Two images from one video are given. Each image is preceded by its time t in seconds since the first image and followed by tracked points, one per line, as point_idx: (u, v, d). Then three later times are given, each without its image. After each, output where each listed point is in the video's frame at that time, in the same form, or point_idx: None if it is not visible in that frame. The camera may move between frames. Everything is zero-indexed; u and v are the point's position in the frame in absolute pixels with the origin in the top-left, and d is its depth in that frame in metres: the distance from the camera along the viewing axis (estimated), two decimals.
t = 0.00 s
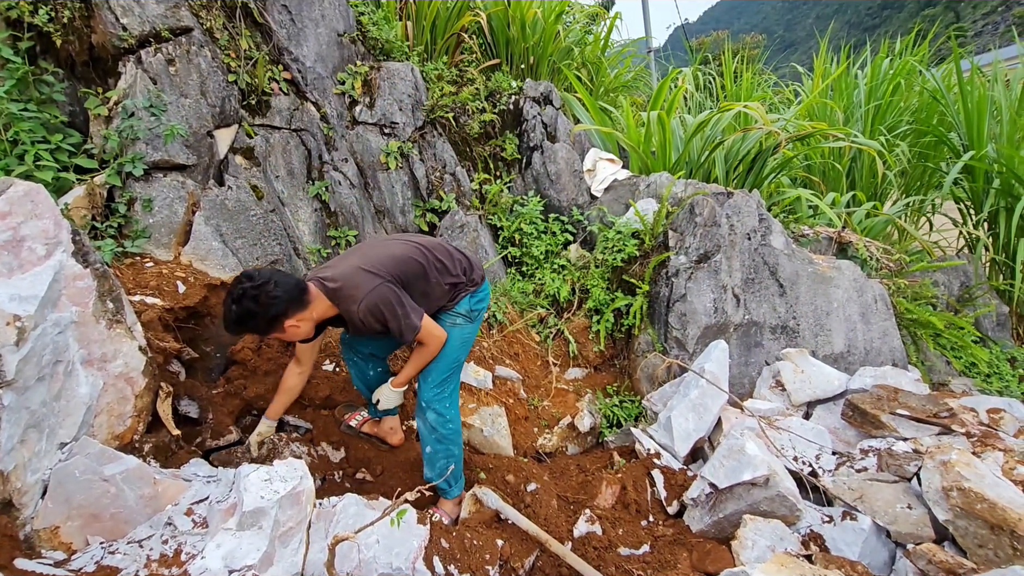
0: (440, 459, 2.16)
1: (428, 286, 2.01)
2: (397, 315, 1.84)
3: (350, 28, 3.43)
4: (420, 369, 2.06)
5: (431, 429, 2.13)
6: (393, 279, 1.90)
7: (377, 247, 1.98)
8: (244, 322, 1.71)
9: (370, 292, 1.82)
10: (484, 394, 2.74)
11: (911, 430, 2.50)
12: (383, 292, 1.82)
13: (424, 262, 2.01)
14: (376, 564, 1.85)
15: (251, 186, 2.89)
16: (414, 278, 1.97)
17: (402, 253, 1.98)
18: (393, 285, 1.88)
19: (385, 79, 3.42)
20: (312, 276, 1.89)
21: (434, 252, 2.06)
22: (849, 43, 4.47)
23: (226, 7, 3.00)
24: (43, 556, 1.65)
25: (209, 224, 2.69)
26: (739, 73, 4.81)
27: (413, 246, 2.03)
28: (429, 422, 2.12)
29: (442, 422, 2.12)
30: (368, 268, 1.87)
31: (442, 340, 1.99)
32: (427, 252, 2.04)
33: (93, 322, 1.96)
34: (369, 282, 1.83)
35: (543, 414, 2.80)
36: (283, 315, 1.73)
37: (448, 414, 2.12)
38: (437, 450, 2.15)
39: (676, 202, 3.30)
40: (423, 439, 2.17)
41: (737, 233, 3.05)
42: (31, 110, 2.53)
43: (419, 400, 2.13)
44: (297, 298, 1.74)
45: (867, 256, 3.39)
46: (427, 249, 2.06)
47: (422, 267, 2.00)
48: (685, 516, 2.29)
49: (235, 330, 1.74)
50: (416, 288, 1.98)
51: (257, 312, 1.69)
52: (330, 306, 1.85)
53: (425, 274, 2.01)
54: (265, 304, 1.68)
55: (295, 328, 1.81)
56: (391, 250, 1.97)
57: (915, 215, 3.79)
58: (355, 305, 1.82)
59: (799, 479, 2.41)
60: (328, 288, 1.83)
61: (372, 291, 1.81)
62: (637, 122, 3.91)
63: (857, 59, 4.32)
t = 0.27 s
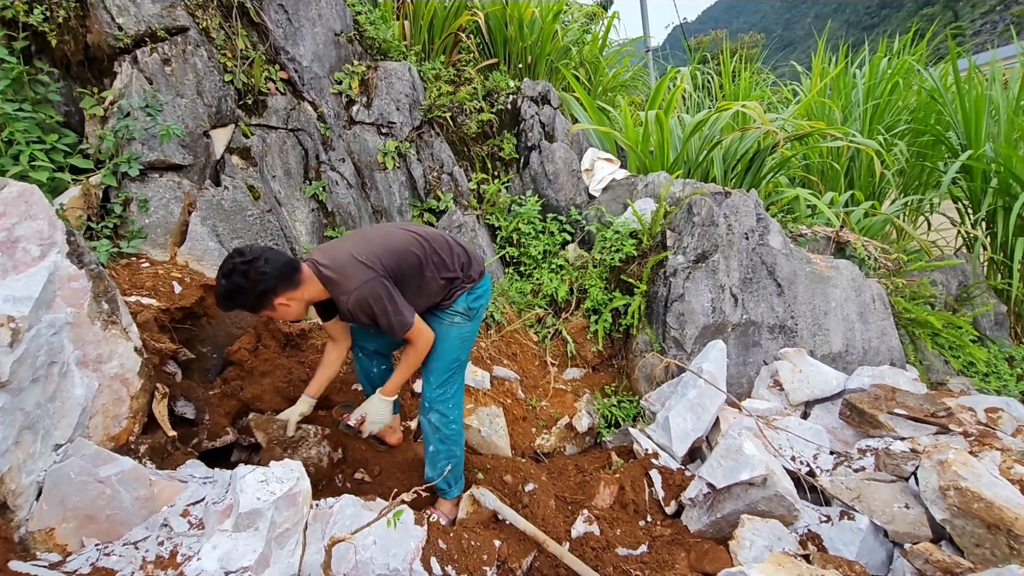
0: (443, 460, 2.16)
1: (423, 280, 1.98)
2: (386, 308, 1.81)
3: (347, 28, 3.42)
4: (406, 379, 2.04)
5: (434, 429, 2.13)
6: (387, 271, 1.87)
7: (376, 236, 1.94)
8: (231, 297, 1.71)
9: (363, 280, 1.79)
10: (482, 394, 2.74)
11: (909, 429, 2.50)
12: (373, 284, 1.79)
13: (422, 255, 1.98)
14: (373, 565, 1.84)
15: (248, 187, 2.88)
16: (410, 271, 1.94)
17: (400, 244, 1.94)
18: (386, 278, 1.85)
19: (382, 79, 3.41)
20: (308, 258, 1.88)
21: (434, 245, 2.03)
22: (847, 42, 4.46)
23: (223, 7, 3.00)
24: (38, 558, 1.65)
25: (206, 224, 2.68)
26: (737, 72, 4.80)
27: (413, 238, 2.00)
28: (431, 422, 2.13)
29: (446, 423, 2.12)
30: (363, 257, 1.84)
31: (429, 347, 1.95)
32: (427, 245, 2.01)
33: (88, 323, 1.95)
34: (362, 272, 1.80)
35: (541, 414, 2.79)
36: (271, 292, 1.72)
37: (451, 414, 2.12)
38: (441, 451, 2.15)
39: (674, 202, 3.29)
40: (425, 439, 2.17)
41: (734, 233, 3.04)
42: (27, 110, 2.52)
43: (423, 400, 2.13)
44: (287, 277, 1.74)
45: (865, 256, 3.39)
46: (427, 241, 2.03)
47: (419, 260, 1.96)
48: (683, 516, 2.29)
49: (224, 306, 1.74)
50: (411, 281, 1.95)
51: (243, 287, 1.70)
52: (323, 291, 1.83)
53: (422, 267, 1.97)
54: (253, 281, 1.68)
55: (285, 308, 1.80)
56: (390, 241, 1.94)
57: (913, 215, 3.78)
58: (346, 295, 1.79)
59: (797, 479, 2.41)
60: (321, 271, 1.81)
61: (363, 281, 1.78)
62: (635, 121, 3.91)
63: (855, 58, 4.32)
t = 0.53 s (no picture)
0: (446, 458, 2.16)
1: (411, 276, 1.96)
2: (360, 305, 1.78)
3: (346, 28, 3.42)
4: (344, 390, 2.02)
5: (435, 428, 2.14)
6: (371, 266, 1.85)
7: (368, 230, 1.93)
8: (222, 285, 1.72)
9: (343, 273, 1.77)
10: (481, 394, 2.74)
11: (907, 428, 2.51)
12: (351, 279, 1.77)
13: (412, 251, 1.95)
14: (373, 564, 1.84)
15: (247, 187, 2.88)
16: (397, 267, 1.92)
17: (390, 240, 1.92)
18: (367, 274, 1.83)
19: (381, 79, 3.42)
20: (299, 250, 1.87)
21: (426, 242, 2.01)
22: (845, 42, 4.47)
23: (221, 7, 3.00)
24: (37, 558, 1.65)
25: (205, 225, 2.69)
26: (735, 72, 4.81)
27: (406, 233, 1.97)
28: (433, 422, 2.14)
29: (448, 421, 2.12)
30: (348, 251, 1.82)
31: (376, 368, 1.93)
32: (418, 241, 1.99)
33: (87, 323, 1.95)
34: (342, 265, 1.77)
35: (540, 413, 2.80)
36: (263, 283, 1.73)
37: (454, 413, 2.13)
38: (445, 449, 2.15)
39: (672, 202, 3.30)
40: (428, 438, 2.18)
41: (733, 232, 3.05)
42: (26, 111, 2.52)
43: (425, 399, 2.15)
44: (279, 268, 1.74)
45: (863, 255, 3.39)
46: (420, 238, 2.00)
47: (408, 257, 1.94)
48: (681, 515, 2.29)
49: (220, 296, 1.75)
50: (397, 277, 1.93)
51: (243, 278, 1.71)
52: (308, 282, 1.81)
53: (411, 263, 1.95)
54: (247, 272, 1.69)
55: (277, 299, 1.80)
56: (380, 236, 1.92)
57: (911, 214, 3.79)
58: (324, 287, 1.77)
59: (796, 478, 2.41)
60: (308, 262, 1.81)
61: (341, 275, 1.75)
62: (634, 121, 3.91)
63: (854, 58, 4.33)
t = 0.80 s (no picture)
0: (447, 459, 2.16)
1: (405, 275, 1.96)
2: (349, 302, 1.78)
3: (346, 30, 3.43)
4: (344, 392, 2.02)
5: (436, 429, 2.14)
6: (363, 264, 1.85)
7: (363, 229, 1.94)
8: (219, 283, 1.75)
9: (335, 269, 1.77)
10: (481, 395, 2.74)
11: (907, 428, 2.51)
12: (341, 276, 1.77)
13: (406, 250, 1.95)
14: (373, 565, 1.85)
15: (247, 188, 2.88)
16: (390, 266, 1.92)
17: (383, 238, 1.92)
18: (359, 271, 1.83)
19: (381, 81, 3.42)
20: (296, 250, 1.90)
21: (421, 241, 2.00)
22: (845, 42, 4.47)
23: (221, 9, 3.01)
24: (38, 559, 1.65)
25: (205, 226, 2.69)
26: (735, 72, 4.81)
27: (400, 232, 1.97)
28: (434, 422, 2.14)
29: (449, 422, 2.13)
30: (340, 248, 1.83)
31: (371, 368, 1.91)
32: (413, 240, 1.98)
33: (88, 325, 1.96)
34: (333, 262, 1.78)
35: (540, 414, 2.80)
36: (259, 283, 1.76)
37: (454, 413, 2.14)
38: (446, 450, 2.16)
39: (672, 203, 3.30)
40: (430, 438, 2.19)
41: (733, 233, 3.05)
42: (26, 113, 2.52)
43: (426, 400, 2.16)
44: (275, 267, 1.77)
45: (863, 255, 3.39)
46: (415, 237, 2.00)
47: (401, 255, 1.94)
48: (682, 516, 2.30)
49: (219, 298, 1.78)
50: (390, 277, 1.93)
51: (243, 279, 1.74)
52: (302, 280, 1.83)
53: (405, 262, 1.95)
54: (244, 271, 1.72)
55: (275, 298, 1.83)
56: (374, 234, 1.92)
57: (911, 214, 3.79)
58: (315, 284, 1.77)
59: (796, 478, 2.41)
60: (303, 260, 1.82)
61: (331, 272, 1.76)
62: (634, 122, 3.92)
63: (853, 58, 4.33)
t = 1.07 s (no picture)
0: (448, 460, 2.17)
1: (405, 275, 1.96)
2: (351, 300, 1.78)
3: (347, 31, 3.43)
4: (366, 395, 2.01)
5: (436, 430, 2.15)
6: (364, 263, 1.86)
7: (363, 229, 1.95)
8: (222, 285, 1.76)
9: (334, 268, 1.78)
10: (482, 396, 2.75)
11: (908, 429, 2.50)
12: (341, 275, 1.77)
13: (406, 249, 1.95)
14: (374, 566, 1.85)
15: (248, 190, 2.89)
16: (390, 265, 1.92)
17: (383, 238, 1.93)
18: (359, 270, 1.83)
19: (381, 82, 3.42)
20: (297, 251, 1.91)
21: (421, 242, 2.01)
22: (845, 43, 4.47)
23: (222, 11, 3.02)
24: (41, 561, 1.66)
25: (206, 227, 2.69)
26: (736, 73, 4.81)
27: (400, 232, 1.98)
28: (435, 423, 2.15)
29: (449, 422, 2.13)
30: (340, 248, 1.83)
31: (384, 362, 1.89)
32: (413, 240, 1.99)
33: (90, 327, 1.96)
34: (333, 261, 1.79)
35: (541, 415, 2.80)
36: (259, 279, 1.77)
37: (455, 414, 2.14)
38: (447, 451, 2.16)
39: (673, 203, 3.30)
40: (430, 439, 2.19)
41: (734, 234, 3.05)
42: (28, 115, 2.52)
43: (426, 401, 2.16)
44: (276, 263, 1.79)
45: (864, 256, 3.39)
46: (415, 237, 2.00)
47: (401, 255, 1.94)
48: (683, 517, 2.29)
49: (220, 296, 1.79)
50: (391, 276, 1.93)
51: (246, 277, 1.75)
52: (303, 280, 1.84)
53: (404, 262, 1.95)
54: (245, 268, 1.73)
55: (276, 296, 1.83)
56: (373, 234, 1.92)
57: (912, 215, 3.78)
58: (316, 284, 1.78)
59: (797, 479, 2.41)
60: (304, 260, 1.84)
61: (331, 271, 1.77)
62: (634, 123, 3.92)
63: (854, 59, 4.32)
